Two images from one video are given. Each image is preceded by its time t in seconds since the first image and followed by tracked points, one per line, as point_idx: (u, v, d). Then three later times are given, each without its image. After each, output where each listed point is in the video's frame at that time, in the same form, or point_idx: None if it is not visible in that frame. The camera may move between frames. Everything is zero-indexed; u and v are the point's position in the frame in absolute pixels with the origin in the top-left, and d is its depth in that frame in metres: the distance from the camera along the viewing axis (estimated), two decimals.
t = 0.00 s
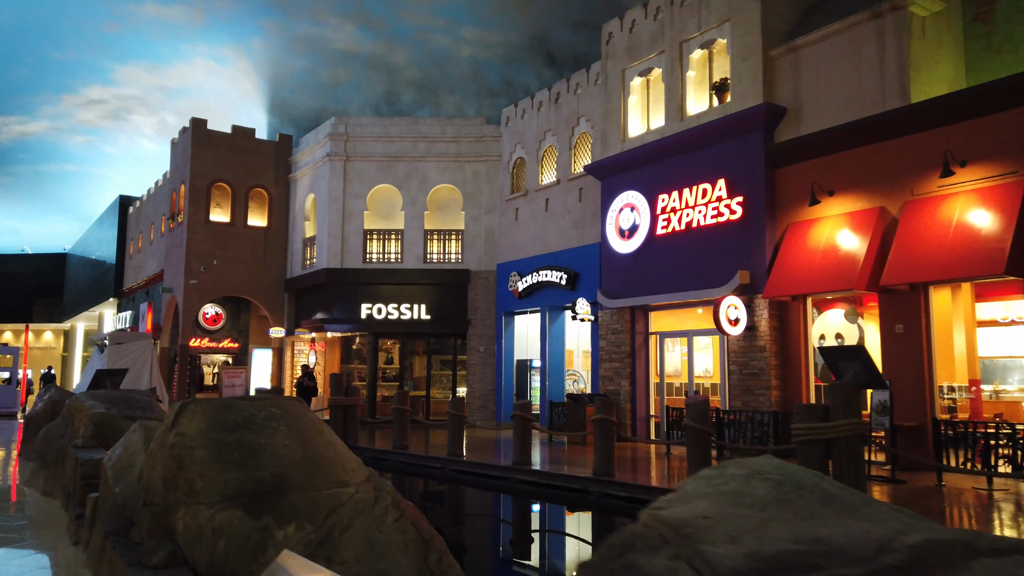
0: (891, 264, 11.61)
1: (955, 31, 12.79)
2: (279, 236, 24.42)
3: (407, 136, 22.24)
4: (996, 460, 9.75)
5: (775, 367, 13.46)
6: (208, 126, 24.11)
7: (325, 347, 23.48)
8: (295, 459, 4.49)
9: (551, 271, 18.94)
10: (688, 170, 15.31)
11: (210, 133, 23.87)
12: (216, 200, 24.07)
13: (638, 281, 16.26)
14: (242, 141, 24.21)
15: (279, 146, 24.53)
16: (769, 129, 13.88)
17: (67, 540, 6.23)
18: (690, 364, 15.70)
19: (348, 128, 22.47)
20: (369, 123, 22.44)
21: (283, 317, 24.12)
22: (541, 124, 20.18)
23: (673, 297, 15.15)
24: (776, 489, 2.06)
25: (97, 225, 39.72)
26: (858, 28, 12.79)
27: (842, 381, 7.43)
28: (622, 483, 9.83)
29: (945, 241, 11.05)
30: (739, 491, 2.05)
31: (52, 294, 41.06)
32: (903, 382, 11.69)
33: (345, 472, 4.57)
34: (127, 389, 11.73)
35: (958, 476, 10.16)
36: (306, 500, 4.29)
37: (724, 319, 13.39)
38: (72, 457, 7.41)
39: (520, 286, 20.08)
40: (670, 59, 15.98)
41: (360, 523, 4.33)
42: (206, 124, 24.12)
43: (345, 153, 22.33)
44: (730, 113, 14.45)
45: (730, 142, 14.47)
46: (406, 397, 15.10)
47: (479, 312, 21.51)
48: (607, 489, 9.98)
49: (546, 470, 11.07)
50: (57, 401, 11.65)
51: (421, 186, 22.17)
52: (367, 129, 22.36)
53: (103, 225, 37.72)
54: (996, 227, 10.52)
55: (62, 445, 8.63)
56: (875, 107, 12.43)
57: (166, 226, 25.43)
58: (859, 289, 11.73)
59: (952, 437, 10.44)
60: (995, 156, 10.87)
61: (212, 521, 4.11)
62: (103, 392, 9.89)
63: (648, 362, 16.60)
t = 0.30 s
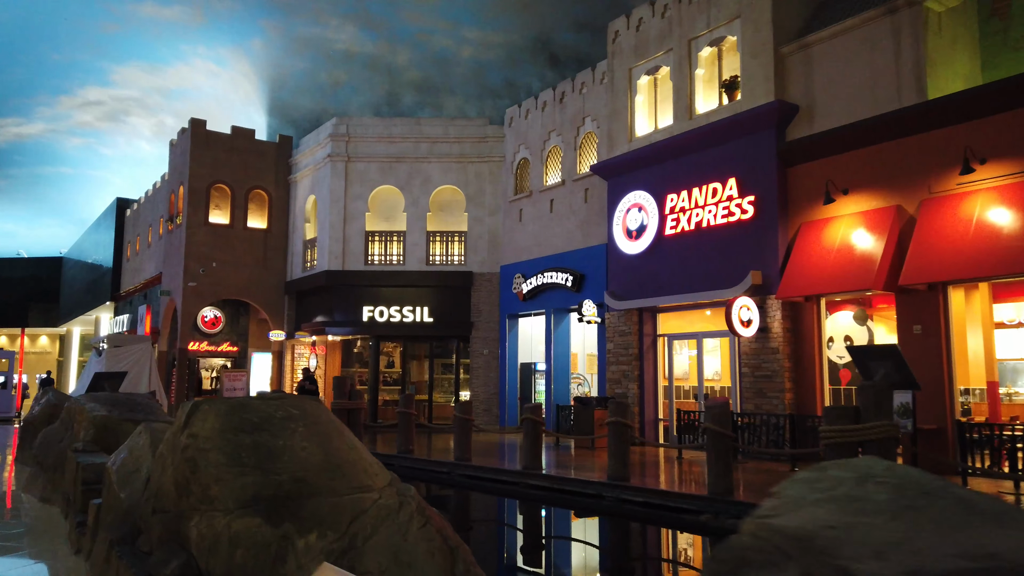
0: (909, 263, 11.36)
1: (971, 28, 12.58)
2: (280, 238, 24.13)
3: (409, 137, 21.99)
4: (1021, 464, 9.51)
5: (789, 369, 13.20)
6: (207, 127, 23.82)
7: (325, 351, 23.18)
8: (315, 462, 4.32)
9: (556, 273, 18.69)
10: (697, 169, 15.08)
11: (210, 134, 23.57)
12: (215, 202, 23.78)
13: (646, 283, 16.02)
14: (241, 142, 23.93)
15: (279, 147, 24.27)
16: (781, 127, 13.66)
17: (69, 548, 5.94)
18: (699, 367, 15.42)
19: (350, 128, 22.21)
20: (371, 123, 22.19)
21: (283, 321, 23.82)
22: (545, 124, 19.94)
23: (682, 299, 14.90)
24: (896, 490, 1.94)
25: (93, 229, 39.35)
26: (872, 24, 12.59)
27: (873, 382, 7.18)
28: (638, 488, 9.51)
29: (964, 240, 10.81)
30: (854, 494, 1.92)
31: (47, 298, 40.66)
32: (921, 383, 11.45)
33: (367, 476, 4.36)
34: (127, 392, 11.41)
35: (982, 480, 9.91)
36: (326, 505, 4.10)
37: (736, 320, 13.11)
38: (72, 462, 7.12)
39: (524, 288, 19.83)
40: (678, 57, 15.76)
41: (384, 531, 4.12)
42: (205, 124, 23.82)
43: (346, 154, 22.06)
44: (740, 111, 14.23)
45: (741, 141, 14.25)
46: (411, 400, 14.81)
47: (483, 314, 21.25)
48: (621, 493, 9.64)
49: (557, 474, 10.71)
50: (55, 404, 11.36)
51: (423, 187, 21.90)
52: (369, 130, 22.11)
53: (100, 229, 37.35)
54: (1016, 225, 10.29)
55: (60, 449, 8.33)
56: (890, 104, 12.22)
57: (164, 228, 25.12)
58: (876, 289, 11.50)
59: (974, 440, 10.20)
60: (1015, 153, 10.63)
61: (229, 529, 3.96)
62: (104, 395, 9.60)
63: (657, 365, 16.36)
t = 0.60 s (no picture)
0: (936, 264, 11.06)
1: (997, 23, 12.26)
2: (284, 240, 23.84)
3: (416, 137, 21.70)
4: None
5: (810, 373, 12.89)
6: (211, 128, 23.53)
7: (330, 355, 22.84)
8: (347, 476, 4.26)
9: (567, 275, 18.39)
10: (713, 169, 14.78)
11: (214, 135, 23.28)
12: (219, 204, 23.47)
13: (659, 285, 15.74)
14: (246, 143, 23.64)
15: (284, 149, 23.99)
16: (800, 126, 13.36)
17: (77, 564, 5.64)
18: (716, 371, 15.08)
19: (356, 129, 21.92)
20: (378, 124, 21.91)
21: (288, 324, 23.53)
22: (555, 124, 19.64)
23: (698, 301, 14.60)
24: None
25: (95, 233, 39.11)
26: (895, 20, 12.30)
27: (916, 388, 6.88)
28: (662, 497, 9.17)
29: (993, 239, 10.51)
30: None
31: (48, 302, 40.32)
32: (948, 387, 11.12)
33: (401, 492, 4.31)
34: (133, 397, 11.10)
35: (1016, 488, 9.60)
36: (359, 524, 4.02)
37: (756, 323, 12.78)
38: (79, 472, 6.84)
39: (533, 290, 19.52)
40: (692, 55, 15.46)
41: (421, 548, 4.05)
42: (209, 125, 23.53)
43: (352, 155, 21.77)
44: (758, 109, 13.93)
45: (759, 140, 13.95)
46: (421, 405, 14.50)
47: (491, 318, 20.95)
48: (644, 503, 9.30)
49: (576, 482, 10.38)
50: (58, 410, 11.06)
51: (431, 189, 21.61)
52: (376, 131, 21.83)
53: (101, 232, 37.02)
54: None
55: (66, 457, 8.03)
56: (914, 101, 11.94)
57: (168, 230, 24.84)
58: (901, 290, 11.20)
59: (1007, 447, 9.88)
60: None
61: (256, 550, 3.88)
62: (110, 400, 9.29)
63: (671, 368, 15.99)
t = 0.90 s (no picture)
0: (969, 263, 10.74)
1: None
2: (293, 242, 23.61)
3: (426, 137, 21.44)
4: None
5: (836, 376, 12.56)
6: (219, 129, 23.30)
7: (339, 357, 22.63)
8: (389, 483, 4.16)
9: (581, 277, 18.08)
10: (732, 167, 14.48)
11: (222, 136, 23.04)
12: (227, 205, 23.23)
13: (676, 286, 15.43)
14: (254, 144, 23.41)
15: (292, 150, 23.77)
16: (824, 122, 13.06)
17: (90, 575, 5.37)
18: (736, 374, 14.74)
19: (366, 129, 21.67)
20: (388, 124, 21.65)
21: (296, 326, 23.28)
22: (568, 123, 19.36)
23: (718, 302, 14.30)
24: None
25: (101, 235, 38.92)
26: (922, 13, 12.00)
27: (966, 391, 6.57)
28: (690, 504, 8.85)
29: None
30: None
31: (53, 305, 40.19)
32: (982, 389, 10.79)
33: (445, 502, 4.24)
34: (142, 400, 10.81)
35: None
36: (403, 535, 3.94)
37: (780, 325, 12.48)
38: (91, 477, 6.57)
39: (546, 292, 19.23)
40: (711, 51, 15.18)
41: (467, 561, 4.00)
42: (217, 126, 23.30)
43: (362, 155, 21.51)
44: (779, 106, 13.63)
45: (780, 137, 13.65)
46: (435, 409, 14.19)
47: (502, 320, 20.66)
48: (672, 510, 8.98)
49: (599, 488, 10.05)
50: (68, 414, 10.81)
51: (441, 189, 21.34)
52: (386, 131, 21.57)
53: (108, 235, 36.85)
54: None
55: (77, 462, 7.76)
56: (943, 96, 11.63)
57: (175, 232, 24.62)
58: (933, 290, 10.89)
59: None
60: None
61: (294, 565, 3.75)
62: (122, 403, 9.03)
63: (689, 371, 15.66)
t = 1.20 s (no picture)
0: (996, 264, 10.45)
1: None
2: (298, 245, 23.35)
3: (433, 139, 21.18)
4: None
5: (856, 380, 12.25)
6: (223, 130, 23.04)
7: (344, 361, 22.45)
8: (424, 497, 4.04)
9: (591, 279, 17.80)
10: (748, 167, 14.21)
11: (226, 137, 22.78)
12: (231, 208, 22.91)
13: (690, 288, 15.13)
14: (259, 146, 23.16)
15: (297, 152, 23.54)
16: (843, 121, 12.79)
17: None
18: (752, 378, 14.42)
19: (372, 131, 21.41)
20: (394, 125, 21.40)
21: (301, 330, 23.01)
22: (577, 124, 19.09)
23: (733, 305, 14.00)
24: None
25: (104, 239, 38.72)
26: (945, 9, 11.74)
27: (1011, 396, 6.27)
28: (716, 513, 8.52)
29: None
30: None
31: (55, 310, 39.83)
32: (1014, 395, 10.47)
33: (482, 519, 4.19)
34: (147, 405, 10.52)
35: None
36: (444, 555, 3.84)
37: (799, 328, 12.17)
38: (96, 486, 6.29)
39: (555, 295, 18.94)
40: (725, 50, 14.93)
41: None
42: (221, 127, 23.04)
43: (368, 156, 21.24)
44: (797, 104, 13.36)
45: (798, 136, 13.38)
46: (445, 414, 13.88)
47: (510, 323, 20.35)
48: (696, 519, 8.65)
49: (618, 496, 9.71)
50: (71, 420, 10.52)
51: (448, 191, 21.07)
52: (392, 132, 21.32)
53: (110, 238, 36.56)
54: None
55: (80, 469, 7.48)
56: (967, 94, 11.36)
57: (179, 235, 24.35)
58: (960, 292, 10.60)
59: None
60: None
61: None
62: (126, 409, 8.74)
63: (703, 375, 15.35)
